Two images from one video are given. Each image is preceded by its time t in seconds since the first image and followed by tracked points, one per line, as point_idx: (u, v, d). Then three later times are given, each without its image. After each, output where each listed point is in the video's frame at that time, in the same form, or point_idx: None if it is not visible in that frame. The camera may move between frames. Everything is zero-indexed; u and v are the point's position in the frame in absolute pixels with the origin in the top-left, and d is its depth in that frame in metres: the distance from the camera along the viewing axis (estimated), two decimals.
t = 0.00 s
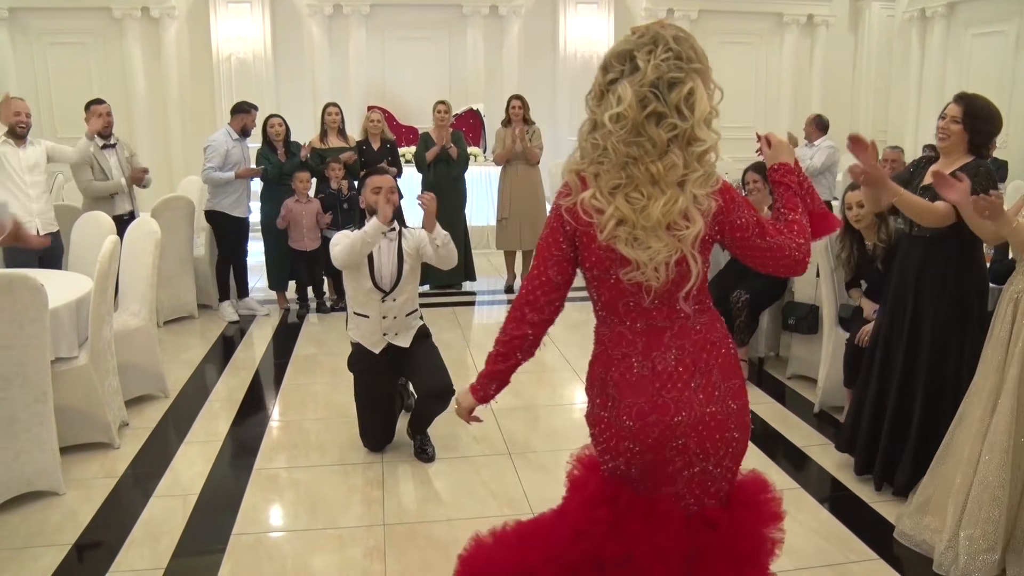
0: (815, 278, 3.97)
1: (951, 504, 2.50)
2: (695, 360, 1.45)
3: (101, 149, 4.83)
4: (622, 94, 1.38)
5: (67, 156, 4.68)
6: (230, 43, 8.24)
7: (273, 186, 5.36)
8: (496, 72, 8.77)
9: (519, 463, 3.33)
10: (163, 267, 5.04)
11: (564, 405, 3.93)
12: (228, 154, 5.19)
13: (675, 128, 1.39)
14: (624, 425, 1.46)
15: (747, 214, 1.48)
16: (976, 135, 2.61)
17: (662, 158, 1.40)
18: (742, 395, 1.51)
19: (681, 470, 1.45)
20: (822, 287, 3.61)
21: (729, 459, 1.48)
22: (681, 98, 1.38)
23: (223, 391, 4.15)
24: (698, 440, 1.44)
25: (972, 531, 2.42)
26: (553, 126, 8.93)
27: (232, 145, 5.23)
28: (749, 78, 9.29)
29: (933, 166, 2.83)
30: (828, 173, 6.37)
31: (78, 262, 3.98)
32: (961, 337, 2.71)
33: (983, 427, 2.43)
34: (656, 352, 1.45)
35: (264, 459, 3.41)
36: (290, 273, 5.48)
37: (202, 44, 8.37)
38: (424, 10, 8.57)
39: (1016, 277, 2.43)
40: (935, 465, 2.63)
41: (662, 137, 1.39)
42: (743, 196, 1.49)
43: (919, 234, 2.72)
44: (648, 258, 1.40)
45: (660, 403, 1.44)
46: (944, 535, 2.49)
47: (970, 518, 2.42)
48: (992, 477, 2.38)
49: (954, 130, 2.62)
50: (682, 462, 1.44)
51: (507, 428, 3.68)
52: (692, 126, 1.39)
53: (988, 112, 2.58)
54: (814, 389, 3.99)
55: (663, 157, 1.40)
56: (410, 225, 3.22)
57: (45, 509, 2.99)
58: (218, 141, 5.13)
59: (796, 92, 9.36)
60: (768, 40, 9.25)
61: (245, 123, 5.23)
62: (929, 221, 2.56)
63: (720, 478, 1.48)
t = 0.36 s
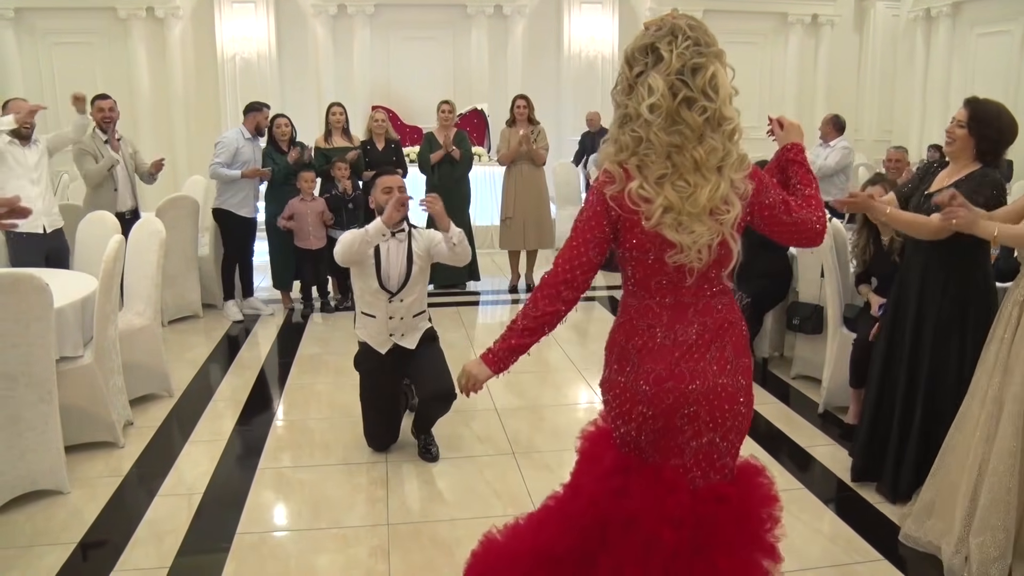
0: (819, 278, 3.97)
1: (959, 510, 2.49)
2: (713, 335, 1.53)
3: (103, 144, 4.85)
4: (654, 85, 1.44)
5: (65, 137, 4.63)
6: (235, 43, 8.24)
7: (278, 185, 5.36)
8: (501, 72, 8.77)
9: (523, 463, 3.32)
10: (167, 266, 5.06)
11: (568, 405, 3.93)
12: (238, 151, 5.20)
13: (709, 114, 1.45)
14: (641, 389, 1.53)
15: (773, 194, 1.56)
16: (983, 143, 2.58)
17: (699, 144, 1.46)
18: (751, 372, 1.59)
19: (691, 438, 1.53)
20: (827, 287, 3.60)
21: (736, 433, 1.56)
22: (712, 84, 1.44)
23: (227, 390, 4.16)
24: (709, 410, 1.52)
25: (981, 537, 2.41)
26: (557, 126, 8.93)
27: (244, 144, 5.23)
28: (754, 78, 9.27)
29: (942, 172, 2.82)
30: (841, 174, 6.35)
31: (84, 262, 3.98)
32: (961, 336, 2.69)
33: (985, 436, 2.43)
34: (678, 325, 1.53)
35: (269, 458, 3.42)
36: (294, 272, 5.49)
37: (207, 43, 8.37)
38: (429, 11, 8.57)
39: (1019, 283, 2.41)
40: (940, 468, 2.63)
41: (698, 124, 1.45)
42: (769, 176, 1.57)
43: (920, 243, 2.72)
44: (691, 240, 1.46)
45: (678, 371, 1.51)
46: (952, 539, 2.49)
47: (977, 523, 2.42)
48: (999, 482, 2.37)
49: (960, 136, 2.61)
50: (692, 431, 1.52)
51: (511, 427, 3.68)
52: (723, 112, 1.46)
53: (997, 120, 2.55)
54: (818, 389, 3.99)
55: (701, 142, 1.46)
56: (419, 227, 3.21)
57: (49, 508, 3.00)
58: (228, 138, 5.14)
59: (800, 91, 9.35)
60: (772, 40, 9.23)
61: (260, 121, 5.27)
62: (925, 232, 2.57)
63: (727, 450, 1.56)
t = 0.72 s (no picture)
0: (830, 279, 3.96)
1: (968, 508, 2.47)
2: (742, 321, 1.63)
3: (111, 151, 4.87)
4: (683, 90, 1.52)
5: (78, 119, 4.63)
6: (246, 43, 8.27)
7: (289, 184, 5.37)
8: (511, 72, 8.77)
9: (532, 463, 3.33)
10: (179, 265, 5.08)
11: (578, 405, 3.93)
12: (247, 150, 5.21)
13: (735, 115, 1.54)
14: (684, 376, 1.59)
15: (784, 188, 1.68)
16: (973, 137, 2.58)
17: (728, 143, 1.55)
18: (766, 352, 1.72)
19: (723, 417, 1.61)
20: (838, 289, 3.59)
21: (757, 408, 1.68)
22: (736, 88, 1.54)
23: (238, 389, 4.17)
24: (740, 390, 1.62)
25: (987, 534, 2.37)
26: (567, 126, 8.93)
27: (253, 142, 5.25)
28: (765, 78, 9.24)
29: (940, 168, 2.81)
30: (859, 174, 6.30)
31: (96, 261, 4.01)
32: (961, 337, 2.69)
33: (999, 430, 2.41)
34: (714, 312, 1.60)
35: (279, 457, 3.43)
36: (305, 272, 5.51)
37: (218, 43, 8.40)
38: (439, 10, 8.58)
39: None
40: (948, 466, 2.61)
41: (726, 124, 1.54)
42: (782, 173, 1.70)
43: (920, 240, 2.72)
44: (728, 233, 1.55)
45: (716, 356, 1.59)
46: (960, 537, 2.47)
47: (986, 521, 2.39)
48: (1006, 477, 2.34)
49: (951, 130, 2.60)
50: (723, 411, 1.61)
51: (521, 427, 3.69)
52: (748, 113, 1.55)
53: (991, 115, 2.55)
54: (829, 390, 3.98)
55: (730, 142, 1.55)
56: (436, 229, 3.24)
57: (61, 505, 3.02)
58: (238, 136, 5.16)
59: (812, 91, 9.32)
60: (784, 39, 9.19)
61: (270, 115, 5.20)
62: (910, 210, 2.50)
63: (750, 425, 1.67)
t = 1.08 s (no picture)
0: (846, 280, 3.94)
1: (983, 513, 2.44)
2: (780, 311, 1.69)
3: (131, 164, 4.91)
4: (731, 89, 1.53)
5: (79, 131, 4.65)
6: (261, 43, 8.32)
7: (303, 184, 5.38)
8: (525, 73, 8.78)
9: (545, 463, 3.33)
10: (193, 264, 5.11)
11: (591, 405, 3.93)
12: (255, 149, 5.23)
13: (778, 117, 1.57)
14: (743, 371, 1.62)
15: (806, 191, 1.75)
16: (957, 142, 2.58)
17: (773, 144, 1.58)
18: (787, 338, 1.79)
19: (769, 403, 1.67)
20: (854, 289, 3.57)
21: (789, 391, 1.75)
22: (779, 89, 1.56)
23: (251, 388, 4.19)
24: (783, 376, 1.68)
25: (1000, 541, 2.35)
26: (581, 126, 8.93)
27: (261, 142, 5.27)
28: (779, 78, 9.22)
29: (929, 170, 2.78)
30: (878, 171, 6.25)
31: (113, 260, 4.03)
32: (960, 334, 2.69)
33: (1013, 440, 2.37)
34: (760, 306, 1.65)
35: (293, 455, 3.44)
36: (318, 271, 5.53)
37: (233, 43, 8.45)
38: (453, 11, 8.59)
39: None
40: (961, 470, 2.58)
41: (772, 125, 1.56)
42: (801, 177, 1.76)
43: (915, 241, 2.71)
44: (780, 232, 1.58)
45: (767, 348, 1.64)
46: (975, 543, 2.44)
47: (999, 526, 2.36)
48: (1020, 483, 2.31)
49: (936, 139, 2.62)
50: (770, 397, 1.67)
51: (534, 427, 3.69)
52: (789, 114, 1.58)
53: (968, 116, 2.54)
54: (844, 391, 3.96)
55: (775, 144, 1.58)
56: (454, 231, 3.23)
57: (76, 502, 3.04)
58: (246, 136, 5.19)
59: (827, 91, 9.29)
60: (799, 39, 9.16)
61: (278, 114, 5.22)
62: (909, 228, 2.51)
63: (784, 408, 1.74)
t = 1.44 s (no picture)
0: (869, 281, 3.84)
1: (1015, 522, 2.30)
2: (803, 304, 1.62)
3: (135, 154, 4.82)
4: (768, 79, 1.45)
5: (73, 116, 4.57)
6: (271, 37, 8.25)
7: (311, 181, 5.31)
8: (539, 69, 8.71)
9: (559, 466, 3.24)
10: (200, 263, 5.05)
11: (605, 407, 3.84)
12: (252, 146, 5.16)
13: (813, 110, 1.49)
14: (768, 363, 1.54)
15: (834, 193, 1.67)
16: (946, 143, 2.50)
17: (809, 137, 1.49)
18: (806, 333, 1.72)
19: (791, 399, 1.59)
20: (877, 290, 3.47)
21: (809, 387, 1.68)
22: (814, 83, 1.48)
23: (258, 389, 4.11)
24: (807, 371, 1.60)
25: None
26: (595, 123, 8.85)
27: (257, 138, 5.19)
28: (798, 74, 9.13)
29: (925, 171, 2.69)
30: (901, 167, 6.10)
31: (119, 256, 3.97)
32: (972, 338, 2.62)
33: None
34: (787, 297, 1.57)
35: (300, 457, 3.37)
36: (327, 271, 5.47)
37: (243, 40, 8.40)
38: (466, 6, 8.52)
39: None
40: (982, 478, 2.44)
41: (808, 118, 1.48)
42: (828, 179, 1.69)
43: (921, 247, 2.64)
44: (814, 223, 1.50)
45: (792, 339, 1.56)
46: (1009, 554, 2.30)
47: None
48: None
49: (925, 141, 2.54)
50: (793, 393, 1.59)
51: (548, 429, 3.60)
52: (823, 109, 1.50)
53: (951, 116, 2.45)
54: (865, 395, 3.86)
55: (810, 137, 1.49)
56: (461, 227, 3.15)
57: (78, 505, 2.97)
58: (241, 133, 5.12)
59: (846, 87, 9.18)
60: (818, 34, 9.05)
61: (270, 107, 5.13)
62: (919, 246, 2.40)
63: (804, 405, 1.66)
